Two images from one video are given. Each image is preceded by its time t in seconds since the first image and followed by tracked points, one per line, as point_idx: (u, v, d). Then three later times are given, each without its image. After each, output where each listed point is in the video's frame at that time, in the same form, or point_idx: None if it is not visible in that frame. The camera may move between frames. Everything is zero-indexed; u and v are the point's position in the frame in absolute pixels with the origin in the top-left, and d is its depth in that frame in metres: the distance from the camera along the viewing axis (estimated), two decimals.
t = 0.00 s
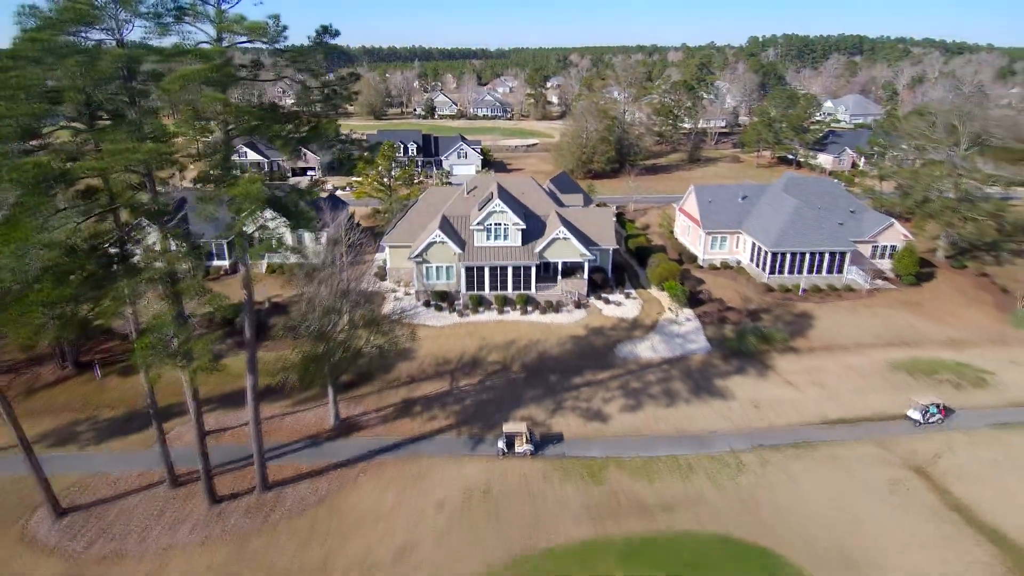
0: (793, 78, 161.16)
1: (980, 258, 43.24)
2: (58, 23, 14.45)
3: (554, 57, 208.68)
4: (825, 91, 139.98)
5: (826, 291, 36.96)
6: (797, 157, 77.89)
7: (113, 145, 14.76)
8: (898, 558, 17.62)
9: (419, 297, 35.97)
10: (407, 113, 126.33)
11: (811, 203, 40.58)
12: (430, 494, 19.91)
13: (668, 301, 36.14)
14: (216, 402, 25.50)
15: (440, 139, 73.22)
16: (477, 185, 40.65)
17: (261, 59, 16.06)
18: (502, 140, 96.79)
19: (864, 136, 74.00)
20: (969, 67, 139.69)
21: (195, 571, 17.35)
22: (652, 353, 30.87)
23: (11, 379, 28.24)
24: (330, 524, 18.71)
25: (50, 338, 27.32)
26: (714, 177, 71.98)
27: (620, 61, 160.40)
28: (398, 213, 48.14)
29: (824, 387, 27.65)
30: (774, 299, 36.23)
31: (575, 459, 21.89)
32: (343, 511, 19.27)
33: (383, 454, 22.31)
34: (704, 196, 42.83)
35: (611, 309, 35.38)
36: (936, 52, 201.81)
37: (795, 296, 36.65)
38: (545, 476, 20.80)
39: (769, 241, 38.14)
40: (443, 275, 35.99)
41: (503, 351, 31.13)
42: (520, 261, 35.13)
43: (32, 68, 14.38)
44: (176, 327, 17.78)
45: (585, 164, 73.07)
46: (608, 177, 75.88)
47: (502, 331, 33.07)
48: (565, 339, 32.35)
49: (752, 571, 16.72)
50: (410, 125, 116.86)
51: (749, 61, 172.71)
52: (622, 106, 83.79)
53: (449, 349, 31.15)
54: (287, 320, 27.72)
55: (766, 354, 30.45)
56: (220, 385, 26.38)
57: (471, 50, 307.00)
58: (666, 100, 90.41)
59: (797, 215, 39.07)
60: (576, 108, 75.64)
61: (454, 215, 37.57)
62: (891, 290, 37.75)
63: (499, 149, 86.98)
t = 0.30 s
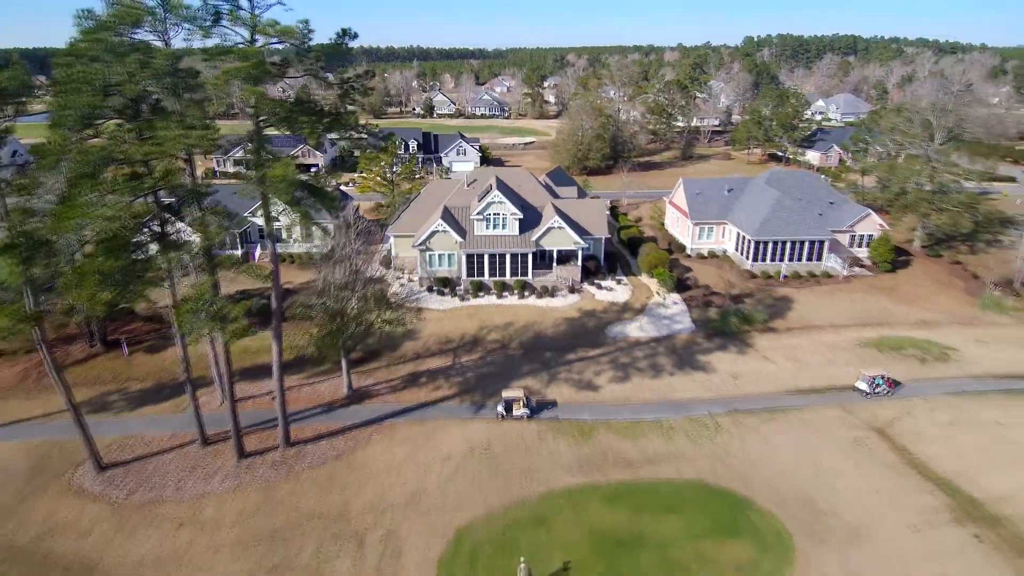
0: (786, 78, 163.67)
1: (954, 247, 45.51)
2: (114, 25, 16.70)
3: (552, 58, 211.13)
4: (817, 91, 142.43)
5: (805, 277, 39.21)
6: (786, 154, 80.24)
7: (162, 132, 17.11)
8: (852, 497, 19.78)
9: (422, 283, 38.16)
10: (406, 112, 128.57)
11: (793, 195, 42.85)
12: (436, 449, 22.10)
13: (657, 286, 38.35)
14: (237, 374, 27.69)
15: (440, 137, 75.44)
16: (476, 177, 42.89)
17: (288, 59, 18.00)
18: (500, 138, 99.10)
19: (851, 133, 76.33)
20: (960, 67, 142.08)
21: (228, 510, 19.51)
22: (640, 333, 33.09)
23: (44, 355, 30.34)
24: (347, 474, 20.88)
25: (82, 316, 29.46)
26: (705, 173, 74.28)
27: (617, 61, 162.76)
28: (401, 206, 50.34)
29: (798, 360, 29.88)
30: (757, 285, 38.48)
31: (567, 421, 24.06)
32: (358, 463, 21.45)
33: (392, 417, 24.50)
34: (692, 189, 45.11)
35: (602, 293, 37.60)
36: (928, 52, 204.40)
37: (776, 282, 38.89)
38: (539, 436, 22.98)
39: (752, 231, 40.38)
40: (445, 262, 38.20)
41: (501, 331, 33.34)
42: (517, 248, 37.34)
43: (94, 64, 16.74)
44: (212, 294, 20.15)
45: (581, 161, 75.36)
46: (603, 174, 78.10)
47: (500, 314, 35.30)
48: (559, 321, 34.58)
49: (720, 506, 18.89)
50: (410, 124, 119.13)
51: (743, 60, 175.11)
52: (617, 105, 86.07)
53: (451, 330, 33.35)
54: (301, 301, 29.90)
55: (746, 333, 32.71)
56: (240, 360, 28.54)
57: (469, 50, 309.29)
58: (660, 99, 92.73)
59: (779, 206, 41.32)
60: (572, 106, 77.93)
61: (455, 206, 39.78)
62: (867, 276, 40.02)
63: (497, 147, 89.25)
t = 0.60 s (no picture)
0: (779, 78, 166.25)
1: (929, 238, 47.89)
2: (157, 28, 18.93)
3: (549, 57, 213.65)
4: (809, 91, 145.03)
5: (785, 264, 41.53)
6: (775, 152, 82.67)
7: (200, 125, 19.45)
8: (813, 451, 21.96)
9: (424, 271, 40.39)
10: (405, 111, 130.81)
11: (775, 188, 45.21)
12: (440, 414, 24.34)
13: (645, 273, 40.63)
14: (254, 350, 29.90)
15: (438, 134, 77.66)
16: (475, 171, 45.19)
17: (312, 59, 20.24)
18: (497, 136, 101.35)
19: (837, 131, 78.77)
20: (950, 66, 144.38)
21: (254, 461, 21.70)
22: (628, 315, 35.36)
23: (72, 335, 32.45)
24: (359, 433, 23.10)
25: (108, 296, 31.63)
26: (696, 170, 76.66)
27: (612, 61, 165.09)
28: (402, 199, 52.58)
29: (774, 338, 32.18)
30: (739, 271, 40.78)
31: (558, 390, 26.31)
32: (369, 425, 23.68)
33: (400, 387, 26.76)
34: (680, 182, 47.47)
35: (594, 280, 39.86)
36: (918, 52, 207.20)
37: (758, 269, 41.20)
38: (533, 402, 25.24)
39: (735, 221, 42.69)
40: (445, 251, 40.45)
41: (498, 314, 35.59)
42: (514, 237, 39.62)
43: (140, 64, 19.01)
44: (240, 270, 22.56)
45: (576, 158, 77.67)
46: (598, 170, 80.41)
47: (497, 298, 37.55)
48: (553, 304, 36.85)
49: (694, 457, 21.20)
50: (408, 122, 121.35)
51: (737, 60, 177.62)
52: (611, 103, 88.41)
53: (451, 313, 35.59)
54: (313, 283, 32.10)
55: (727, 315, 35.01)
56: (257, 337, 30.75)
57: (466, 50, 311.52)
58: (653, 98, 95.11)
59: (762, 198, 43.66)
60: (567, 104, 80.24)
61: (455, 197, 42.04)
62: (844, 264, 42.36)
63: (494, 145, 91.55)
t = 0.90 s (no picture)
0: (771, 77, 168.98)
1: (904, 228, 50.35)
2: (191, 31, 21.14)
3: (545, 57, 216.21)
4: (800, 89, 147.74)
5: (766, 252, 43.97)
6: (763, 149, 85.27)
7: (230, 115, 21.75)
8: (779, 412, 24.36)
9: (425, 258, 42.74)
10: (404, 110, 133.24)
11: (757, 181, 47.72)
12: (442, 382, 26.71)
13: (633, 261, 43.03)
14: (268, 329, 32.19)
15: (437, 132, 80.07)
16: (472, 165, 47.56)
17: (326, 57, 22.69)
18: (494, 134, 103.83)
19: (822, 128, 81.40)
20: (938, 66, 147.04)
21: (274, 421, 24.05)
22: (617, 298, 37.75)
23: (96, 316, 34.62)
24: (369, 399, 25.44)
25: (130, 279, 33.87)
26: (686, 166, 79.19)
27: (607, 61, 167.72)
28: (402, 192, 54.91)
29: (752, 318, 34.60)
30: (723, 259, 43.19)
31: (550, 362, 28.69)
32: (377, 392, 26.02)
33: (404, 360, 29.10)
34: (667, 175, 49.99)
35: (586, 266, 42.22)
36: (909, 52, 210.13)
37: (740, 257, 43.63)
38: (526, 372, 27.63)
39: (719, 212, 45.12)
40: (445, 240, 42.81)
41: (495, 297, 37.98)
42: (510, 227, 42.09)
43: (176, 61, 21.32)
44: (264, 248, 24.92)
45: (570, 154, 80.15)
46: (592, 167, 82.85)
47: (494, 283, 39.91)
48: (547, 289, 39.24)
49: (671, 416, 23.60)
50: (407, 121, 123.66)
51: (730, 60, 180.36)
52: (604, 102, 90.96)
53: (451, 297, 37.95)
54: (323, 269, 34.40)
55: (708, 298, 37.43)
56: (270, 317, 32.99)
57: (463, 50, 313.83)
58: (646, 96, 97.64)
59: (744, 190, 46.14)
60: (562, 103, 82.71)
61: (454, 190, 44.45)
62: (821, 252, 44.79)
63: (491, 143, 93.99)
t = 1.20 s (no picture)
0: (763, 77, 171.73)
1: (880, 219, 53.05)
2: (222, 33, 23.70)
3: (541, 57, 219.11)
4: (791, 88, 150.47)
5: (747, 241, 46.62)
6: (752, 146, 87.98)
7: (257, 109, 24.33)
8: (748, 377, 26.97)
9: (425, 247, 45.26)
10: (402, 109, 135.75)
11: (740, 175, 50.39)
12: (443, 353, 29.25)
13: (622, 249, 45.62)
14: (282, 309, 34.70)
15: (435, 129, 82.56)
16: (470, 160, 50.10)
17: (341, 56, 25.07)
18: (491, 132, 106.39)
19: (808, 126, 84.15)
20: (926, 66, 149.94)
21: (292, 386, 26.60)
22: (606, 283, 40.34)
23: (119, 298, 37.03)
24: (377, 368, 28.01)
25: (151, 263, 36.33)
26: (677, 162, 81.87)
27: (602, 60, 170.27)
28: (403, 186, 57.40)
29: (730, 300, 37.21)
30: (706, 247, 45.84)
31: (543, 337, 31.25)
32: (385, 362, 28.58)
33: (409, 336, 31.67)
34: (655, 169, 52.61)
35: (577, 254, 44.78)
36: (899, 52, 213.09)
37: (723, 245, 46.27)
38: (520, 346, 30.18)
39: (703, 203, 47.74)
40: (445, 230, 45.36)
41: (492, 282, 40.56)
42: (506, 217, 44.68)
43: (207, 59, 23.90)
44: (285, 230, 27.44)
45: (564, 151, 82.76)
46: (585, 163, 85.48)
47: (491, 269, 42.46)
48: (540, 274, 41.82)
49: (650, 381, 26.23)
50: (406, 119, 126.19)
51: (722, 59, 183.03)
52: (598, 101, 93.57)
53: (450, 281, 40.50)
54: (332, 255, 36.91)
55: (691, 282, 40.05)
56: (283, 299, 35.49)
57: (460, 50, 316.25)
58: (638, 95, 100.25)
59: (727, 184, 48.79)
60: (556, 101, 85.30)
61: (453, 182, 47.02)
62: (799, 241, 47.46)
63: (488, 140, 96.56)
